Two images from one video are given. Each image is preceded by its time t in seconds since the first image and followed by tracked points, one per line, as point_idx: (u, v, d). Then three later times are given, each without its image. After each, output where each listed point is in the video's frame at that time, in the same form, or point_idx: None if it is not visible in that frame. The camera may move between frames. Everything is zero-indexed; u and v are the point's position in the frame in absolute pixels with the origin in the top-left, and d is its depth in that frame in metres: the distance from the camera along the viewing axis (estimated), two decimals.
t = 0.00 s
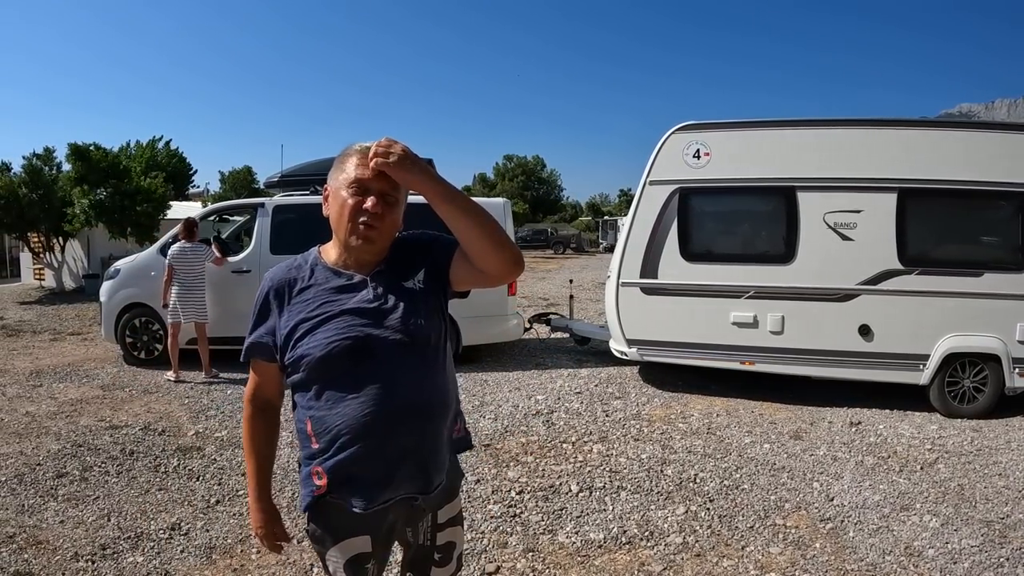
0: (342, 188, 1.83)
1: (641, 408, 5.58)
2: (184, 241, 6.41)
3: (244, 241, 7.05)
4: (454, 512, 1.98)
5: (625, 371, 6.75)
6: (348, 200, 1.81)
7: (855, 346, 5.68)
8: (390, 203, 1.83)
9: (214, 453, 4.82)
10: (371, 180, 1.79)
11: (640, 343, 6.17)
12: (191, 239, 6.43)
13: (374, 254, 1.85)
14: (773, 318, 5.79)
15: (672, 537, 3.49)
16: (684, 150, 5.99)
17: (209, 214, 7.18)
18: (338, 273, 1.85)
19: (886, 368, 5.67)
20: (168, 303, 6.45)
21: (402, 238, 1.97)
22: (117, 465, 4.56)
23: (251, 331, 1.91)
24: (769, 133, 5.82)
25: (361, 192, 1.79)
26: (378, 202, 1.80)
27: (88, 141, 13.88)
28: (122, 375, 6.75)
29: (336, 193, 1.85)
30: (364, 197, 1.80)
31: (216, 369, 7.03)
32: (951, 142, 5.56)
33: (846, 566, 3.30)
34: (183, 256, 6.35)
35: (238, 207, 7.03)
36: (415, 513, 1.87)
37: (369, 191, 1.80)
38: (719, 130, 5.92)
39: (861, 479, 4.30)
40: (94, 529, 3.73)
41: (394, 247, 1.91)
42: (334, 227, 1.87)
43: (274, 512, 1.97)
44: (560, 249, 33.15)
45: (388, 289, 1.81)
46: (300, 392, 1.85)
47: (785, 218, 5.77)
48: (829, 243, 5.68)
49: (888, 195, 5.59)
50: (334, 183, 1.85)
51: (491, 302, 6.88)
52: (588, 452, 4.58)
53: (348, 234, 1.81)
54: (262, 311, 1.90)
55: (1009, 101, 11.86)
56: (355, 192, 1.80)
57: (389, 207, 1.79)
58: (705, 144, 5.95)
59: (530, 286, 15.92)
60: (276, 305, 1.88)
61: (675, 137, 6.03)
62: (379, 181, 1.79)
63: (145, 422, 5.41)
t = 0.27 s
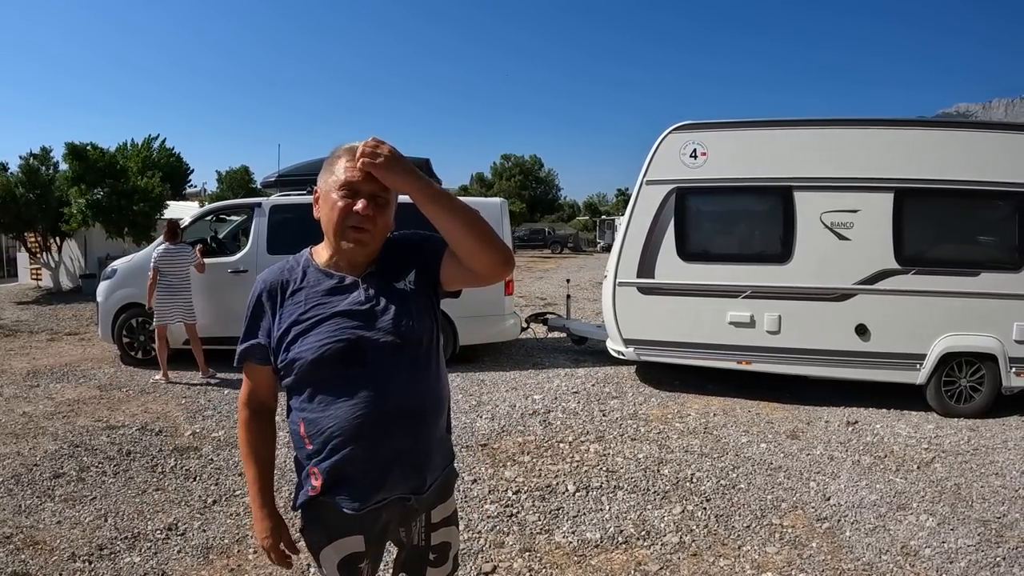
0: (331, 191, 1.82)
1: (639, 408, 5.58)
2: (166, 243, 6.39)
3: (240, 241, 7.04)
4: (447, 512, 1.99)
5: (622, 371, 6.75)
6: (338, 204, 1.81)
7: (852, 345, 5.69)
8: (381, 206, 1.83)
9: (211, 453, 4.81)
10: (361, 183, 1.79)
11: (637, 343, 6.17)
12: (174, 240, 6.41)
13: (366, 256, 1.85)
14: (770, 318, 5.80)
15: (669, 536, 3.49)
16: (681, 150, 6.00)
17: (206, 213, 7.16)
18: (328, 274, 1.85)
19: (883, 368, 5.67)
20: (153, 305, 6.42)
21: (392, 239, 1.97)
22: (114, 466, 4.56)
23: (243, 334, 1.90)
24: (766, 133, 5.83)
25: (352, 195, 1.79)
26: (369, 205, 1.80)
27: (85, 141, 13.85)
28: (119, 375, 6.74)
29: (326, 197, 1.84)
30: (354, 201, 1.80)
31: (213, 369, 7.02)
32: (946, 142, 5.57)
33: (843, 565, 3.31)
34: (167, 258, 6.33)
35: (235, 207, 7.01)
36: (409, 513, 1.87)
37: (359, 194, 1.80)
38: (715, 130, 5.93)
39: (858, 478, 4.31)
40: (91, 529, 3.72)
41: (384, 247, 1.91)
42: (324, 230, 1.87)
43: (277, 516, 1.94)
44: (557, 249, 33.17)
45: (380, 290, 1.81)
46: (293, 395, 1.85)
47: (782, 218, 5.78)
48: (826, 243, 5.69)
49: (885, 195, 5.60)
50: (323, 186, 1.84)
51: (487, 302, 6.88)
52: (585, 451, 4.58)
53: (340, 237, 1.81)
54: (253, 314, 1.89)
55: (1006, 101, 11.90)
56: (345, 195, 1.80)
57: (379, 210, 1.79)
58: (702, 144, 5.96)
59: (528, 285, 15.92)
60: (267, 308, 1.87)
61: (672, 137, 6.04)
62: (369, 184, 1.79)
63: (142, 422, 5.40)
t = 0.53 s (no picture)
0: (323, 191, 1.81)
1: (632, 408, 5.58)
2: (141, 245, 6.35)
3: (232, 241, 7.02)
4: (440, 511, 1.99)
5: (614, 371, 6.76)
6: (330, 204, 1.79)
7: (843, 344, 5.71)
8: (373, 206, 1.81)
9: (204, 454, 4.79)
10: (353, 183, 1.77)
11: (629, 342, 6.18)
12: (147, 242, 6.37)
13: (357, 256, 1.83)
14: (761, 317, 5.82)
15: (662, 535, 3.50)
16: (673, 149, 6.01)
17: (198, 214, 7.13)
18: (320, 274, 1.84)
19: (874, 367, 5.69)
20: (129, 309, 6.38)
21: (382, 239, 1.97)
22: (106, 467, 4.53)
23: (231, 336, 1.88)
24: (757, 133, 5.84)
25: (344, 196, 1.78)
26: (361, 205, 1.79)
27: (76, 142, 13.79)
28: (111, 376, 6.70)
29: (317, 197, 1.82)
30: (346, 201, 1.78)
31: (205, 370, 7.00)
32: (935, 142, 5.59)
33: (835, 563, 3.32)
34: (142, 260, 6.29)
35: (227, 207, 6.98)
36: (402, 513, 1.87)
37: (351, 194, 1.78)
38: (707, 130, 5.94)
39: (849, 477, 4.32)
40: (83, 531, 3.70)
41: (376, 246, 1.91)
42: (315, 230, 1.85)
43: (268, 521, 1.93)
44: (550, 249, 33.21)
45: (372, 291, 1.81)
46: (284, 397, 1.83)
47: (773, 217, 5.79)
48: (817, 242, 5.71)
49: (876, 195, 5.62)
50: (315, 187, 1.82)
51: (480, 302, 6.87)
52: (577, 451, 4.58)
53: (332, 238, 1.80)
54: (241, 315, 1.86)
55: (997, 101, 11.96)
56: (337, 195, 1.78)
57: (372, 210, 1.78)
58: (694, 144, 5.97)
59: (520, 285, 15.93)
60: (256, 309, 1.85)
61: (664, 137, 6.05)
62: (361, 184, 1.78)
63: (134, 423, 5.37)
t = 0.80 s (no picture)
0: (311, 193, 1.79)
1: (620, 407, 5.59)
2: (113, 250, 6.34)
3: (219, 242, 6.97)
4: (428, 510, 1.98)
5: (602, 370, 6.77)
6: (319, 206, 1.78)
7: (830, 342, 5.74)
8: (361, 209, 1.81)
9: (191, 457, 4.76)
10: (342, 185, 1.77)
11: (617, 342, 6.19)
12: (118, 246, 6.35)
13: (346, 259, 1.82)
14: (748, 315, 5.84)
15: (650, 534, 3.51)
16: (659, 149, 6.03)
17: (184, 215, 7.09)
18: (307, 275, 1.82)
19: (861, 365, 5.73)
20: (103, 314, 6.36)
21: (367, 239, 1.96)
22: (93, 470, 4.50)
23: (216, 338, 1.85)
24: (743, 132, 5.86)
25: (333, 198, 1.77)
26: (350, 208, 1.78)
27: (61, 142, 13.69)
28: (97, 379, 6.65)
29: (305, 199, 1.80)
30: (335, 203, 1.77)
31: (192, 372, 6.95)
32: (920, 141, 5.64)
33: (823, 560, 3.34)
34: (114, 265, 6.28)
35: (213, 208, 6.94)
36: (391, 514, 1.86)
37: (340, 197, 1.78)
38: (693, 130, 5.96)
39: (836, 474, 4.35)
40: (70, 535, 3.67)
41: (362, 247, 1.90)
42: (302, 232, 1.83)
43: (253, 525, 1.92)
44: (538, 249, 33.26)
45: (359, 292, 1.80)
46: (271, 399, 1.81)
47: (760, 217, 5.82)
48: (803, 241, 5.74)
49: (861, 194, 5.66)
50: (302, 188, 1.81)
51: (468, 302, 6.86)
52: (565, 450, 4.59)
53: (320, 240, 1.78)
54: (226, 316, 1.84)
55: (982, 101, 12.07)
56: (325, 198, 1.77)
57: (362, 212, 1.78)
58: (680, 143, 5.99)
59: (508, 285, 15.93)
60: (242, 310, 1.83)
61: (651, 137, 6.06)
62: (351, 186, 1.78)
63: (121, 426, 5.33)
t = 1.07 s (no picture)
0: (296, 192, 1.77)
1: (606, 405, 5.60)
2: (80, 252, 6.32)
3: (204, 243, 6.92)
4: (415, 509, 1.96)
5: (588, 369, 6.78)
6: (304, 205, 1.76)
7: (816, 340, 5.77)
8: (347, 207, 1.80)
9: (177, 459, 4.72)
10: (329, 183, 1.75)
11: (603, 341, 6.20)
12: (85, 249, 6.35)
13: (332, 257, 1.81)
14: (733, 314, 5.87)
15: (637, 532, 3.51)
16: (645, 148, 6.04)
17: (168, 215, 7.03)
18: (291, 271, 1.81)
19: (846, 362, 5.77)
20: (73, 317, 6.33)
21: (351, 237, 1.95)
22: (78, 474, 4.45)
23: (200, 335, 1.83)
24: (728, 131, 5.88)
25: (319, 197, 1.75)
26: (336, 207, 1.77)
27: (45, 143, 13.57)
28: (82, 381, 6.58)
29: (289, 197, 1.78)
30: (321, 203, 1.76)
31: (178, 374, 6.89)
32: (903, 140, 5.68)
33: (810, 556, 3.35)
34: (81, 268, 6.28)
35: (198, 209, 6.88)
36: (378, 512, 1.84)
37: (326, 196, 1.76)
38: (678, 129, 5.98)
39: (822, 470, 4.37)
40: (56, 539, 3.63)
41: (347, 244, 1.88)
42: (286, 231, 1.81)
43: (239, 526, 1.89)
44: (525, 249, 33.30)
45: (345, 288, 1.79)
46: (255, 397, 1.79)
47: (745, 215, 5.84)
48: (788, 239, 5.77)
49: (846, 192, 5.70)
50: (286, 187, 1.79)
51: (455, 302, 6.85)
52: (552, 449, 4.59)
53: (306, 239, 1.76)
54: (209, 313, 1.82)
55: (968, 101, 12.17)
56: (311, 197, 1.76)
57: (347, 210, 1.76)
58: (665, 143, 6.00)
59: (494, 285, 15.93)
60: (226, 306, 1.81)
61: (636, 136, 6.07)
62: (337, 185, 1.76)
63: (106, 429, 5.28)
